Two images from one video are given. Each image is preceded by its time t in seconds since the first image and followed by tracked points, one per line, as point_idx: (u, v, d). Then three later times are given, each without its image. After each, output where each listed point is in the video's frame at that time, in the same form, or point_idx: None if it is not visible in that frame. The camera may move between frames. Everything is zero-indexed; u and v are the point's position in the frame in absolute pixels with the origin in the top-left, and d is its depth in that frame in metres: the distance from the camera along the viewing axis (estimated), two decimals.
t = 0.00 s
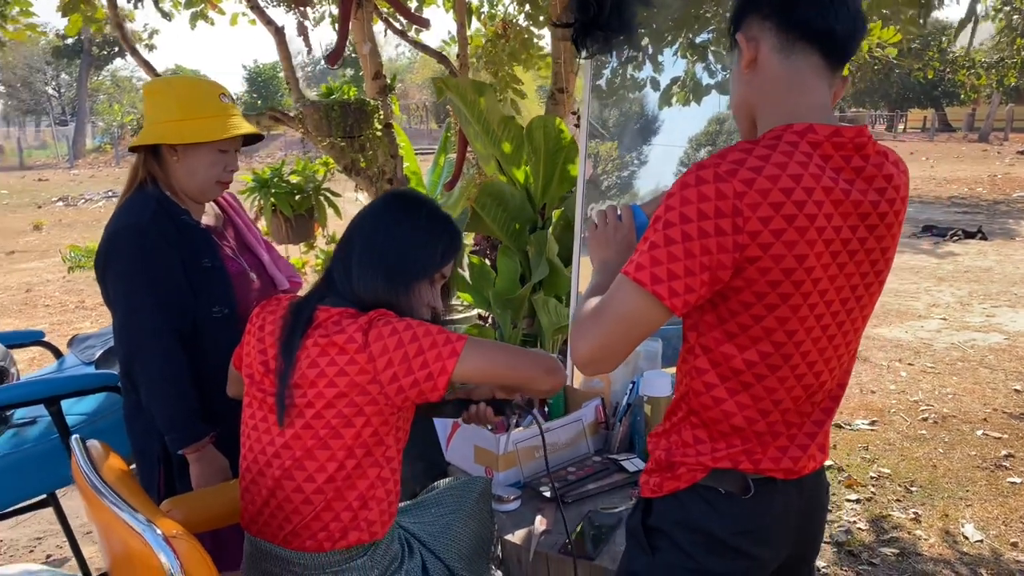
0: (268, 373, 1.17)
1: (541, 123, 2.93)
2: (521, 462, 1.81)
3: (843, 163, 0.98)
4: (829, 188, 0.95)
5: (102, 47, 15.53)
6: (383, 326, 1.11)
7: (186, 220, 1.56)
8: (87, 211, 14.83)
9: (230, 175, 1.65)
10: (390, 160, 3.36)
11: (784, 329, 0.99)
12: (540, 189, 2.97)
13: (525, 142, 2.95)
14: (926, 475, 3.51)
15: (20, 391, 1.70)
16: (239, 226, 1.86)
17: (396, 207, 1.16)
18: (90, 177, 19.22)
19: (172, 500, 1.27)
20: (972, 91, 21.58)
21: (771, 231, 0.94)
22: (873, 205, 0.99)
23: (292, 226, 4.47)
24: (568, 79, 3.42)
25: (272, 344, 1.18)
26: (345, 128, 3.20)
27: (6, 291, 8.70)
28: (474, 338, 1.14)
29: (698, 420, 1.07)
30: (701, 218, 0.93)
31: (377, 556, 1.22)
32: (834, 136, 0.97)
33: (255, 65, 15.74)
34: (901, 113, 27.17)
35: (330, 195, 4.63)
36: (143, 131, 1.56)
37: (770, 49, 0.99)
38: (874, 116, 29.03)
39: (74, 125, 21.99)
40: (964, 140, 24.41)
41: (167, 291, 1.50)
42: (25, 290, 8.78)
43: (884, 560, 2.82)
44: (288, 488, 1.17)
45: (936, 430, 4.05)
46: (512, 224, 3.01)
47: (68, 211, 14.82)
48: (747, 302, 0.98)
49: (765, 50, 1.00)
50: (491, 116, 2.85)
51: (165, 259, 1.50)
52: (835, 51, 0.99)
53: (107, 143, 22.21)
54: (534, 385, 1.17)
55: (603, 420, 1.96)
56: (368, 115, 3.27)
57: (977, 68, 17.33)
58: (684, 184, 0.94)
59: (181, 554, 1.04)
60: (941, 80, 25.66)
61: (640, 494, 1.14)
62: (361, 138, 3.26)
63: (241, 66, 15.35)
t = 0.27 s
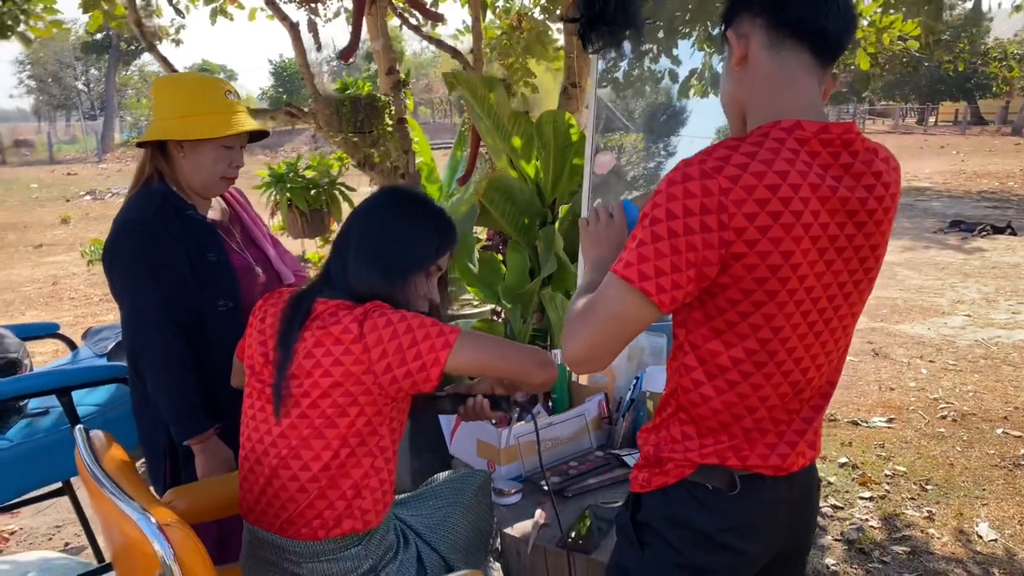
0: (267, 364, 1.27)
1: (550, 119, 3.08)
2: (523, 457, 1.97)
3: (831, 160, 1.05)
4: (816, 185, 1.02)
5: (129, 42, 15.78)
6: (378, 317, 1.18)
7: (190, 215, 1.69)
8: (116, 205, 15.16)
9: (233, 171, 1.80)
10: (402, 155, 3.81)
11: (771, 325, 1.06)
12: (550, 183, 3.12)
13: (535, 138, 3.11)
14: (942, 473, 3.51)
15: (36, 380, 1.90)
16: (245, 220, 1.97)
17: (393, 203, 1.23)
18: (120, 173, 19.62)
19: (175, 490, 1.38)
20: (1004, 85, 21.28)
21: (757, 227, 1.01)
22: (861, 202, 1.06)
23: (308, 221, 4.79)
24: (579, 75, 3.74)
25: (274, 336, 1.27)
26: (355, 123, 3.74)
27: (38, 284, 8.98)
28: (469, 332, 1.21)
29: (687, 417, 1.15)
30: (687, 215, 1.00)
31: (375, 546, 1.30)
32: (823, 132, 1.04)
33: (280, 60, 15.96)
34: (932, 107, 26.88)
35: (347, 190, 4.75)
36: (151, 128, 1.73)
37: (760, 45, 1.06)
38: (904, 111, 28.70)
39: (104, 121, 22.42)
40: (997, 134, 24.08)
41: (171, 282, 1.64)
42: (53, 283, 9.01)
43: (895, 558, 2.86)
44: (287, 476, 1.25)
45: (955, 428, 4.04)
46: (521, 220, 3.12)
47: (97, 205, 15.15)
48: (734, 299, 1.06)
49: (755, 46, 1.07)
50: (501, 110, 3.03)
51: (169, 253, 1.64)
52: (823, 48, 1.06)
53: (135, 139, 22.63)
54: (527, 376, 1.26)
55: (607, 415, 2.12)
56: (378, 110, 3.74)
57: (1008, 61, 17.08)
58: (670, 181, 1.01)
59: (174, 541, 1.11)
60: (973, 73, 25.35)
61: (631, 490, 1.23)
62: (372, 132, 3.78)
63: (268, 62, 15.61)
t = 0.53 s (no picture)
0: (271, 351, 1.39)
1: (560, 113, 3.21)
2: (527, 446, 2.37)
3: (814, 153, 1.12)
4: (797, 178, 1.10)
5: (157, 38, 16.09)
6: (376, 304, 1.30)
7: (200, 210, 1.88)
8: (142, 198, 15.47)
9: (241, 162, 1.98)
10: (417, 150, 3.77)
11: (754, 316, 1.14)
12: (560, 178, 3.22)
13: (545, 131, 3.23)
14: (957, 469, 3.79)
15: (54, 367, 2.18)
16: (255, 213, 2.16)
17: (390, 195, 1.37)
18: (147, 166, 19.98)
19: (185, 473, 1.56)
20: None
21: (738, 221, 1.09)
22: (845, 195, 1.13)
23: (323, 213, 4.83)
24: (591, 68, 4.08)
25: (274, 323, 1.39)
26: (369, 117, 3.80)
27: (67, 275, 9.24)
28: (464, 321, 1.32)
29: (674, 405, 1.24)
30: (670, 207, 1.08)
31: (375, 527, 1.44)
32: (806, 126, 1.11)
33: (307, 55, 16.24)
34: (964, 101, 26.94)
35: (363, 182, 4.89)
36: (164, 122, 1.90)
37: (750, 42, 1.14)
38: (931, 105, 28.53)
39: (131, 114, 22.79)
40: None
41: (184, 272, 1.82)
42: (82, 274, 9.27)
43: (904, 552, 3.07)
44: (294, 457, 1.37)
45: (972, 424, 4.38)
46: (531, 212, 3.19)
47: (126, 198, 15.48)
48: (718, 290, 1.14)
49: (746, 42, 1.14)
50: (511, 105, 3.19)
51: (181, 245, 1.83)
52: (812, 43, 1.13)
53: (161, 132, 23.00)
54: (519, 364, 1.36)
55: (610, 405, 2.58)
56: (391, 104, 3.81)
57: None
58: (655, 173, 1.10)
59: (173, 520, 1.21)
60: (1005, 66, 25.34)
61: (620, 476, 1.32)
62: (386, 127, 3.84)
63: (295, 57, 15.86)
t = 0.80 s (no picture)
0: (271, 336, 1.47)
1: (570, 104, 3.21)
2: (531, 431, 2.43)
3: (807, 136, 1.21)
4: (789, 160, 1.20)
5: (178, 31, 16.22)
6: (377, 288, 1.38)
7: (208, 197, 1.95)
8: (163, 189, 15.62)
9: (249, 153, 2.03)
10: (430, 140, 3.68)
11: (746, 295, 1.24)
12: (569, 169, 3.21)
13: (554, 122, 3.21)
14: (970, 461, 3.79)
15: (67, 352, 2.27)
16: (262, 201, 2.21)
17: (385, 178, 1.44)
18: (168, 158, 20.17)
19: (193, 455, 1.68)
20: None
21: (730, 202, 1.19)
22: (837, 177, 1.23)
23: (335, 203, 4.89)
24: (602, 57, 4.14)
25: (275, 312, 1.47)
26: (381, 108, 3.84)
27: (88, 266, 9.37)
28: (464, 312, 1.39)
29: (668, 389, 1.35)
30: (664, 188, 1.18)
31: (376, 508, 1.52)
32: (799, 109, 1.21)
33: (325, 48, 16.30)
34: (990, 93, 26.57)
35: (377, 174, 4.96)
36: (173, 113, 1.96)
37: (744, 30, 1.25)
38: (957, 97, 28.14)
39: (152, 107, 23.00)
40: None
41: (191, 259, 1.90)
42: (102, 265, 9.40)
43: (913, 543, 3.08)
44: (299, 442, 1.45)
45: (988, 416, 4.37)
46: (540, 201, 3.21)
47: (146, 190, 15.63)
48: (711, 270, 1.24)
49: (740, 30, 1.25)
50: (520, 93, 3.15)
51: (189, 232, 1.90)
52: (802, 29, 1.24)
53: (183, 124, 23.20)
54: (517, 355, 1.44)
55: (615, 393, 2.66)
56: (403, 94, 3.85)
57: None
58: (649, 155, 1.20)
59: (177, 496, 1.30)
60: None
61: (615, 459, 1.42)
62: (400, 117, 3.88)
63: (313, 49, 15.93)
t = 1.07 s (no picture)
0: (279, 332, 1.51)
1: (577, 99, 3.28)
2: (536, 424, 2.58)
3: (807, 131, 1.22)
4: (789, 155, 1.21)
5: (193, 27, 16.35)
6: (387, 299, 1.39)
7: (213, 191, 2.03)
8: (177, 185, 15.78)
9: (253, 148, 2.10)
10: (439, 135, 3.73)
11: (745, 290, 1.25)
12: (577, 164, 3.26)
13: (561, 117, 3.25)
14: (978, 457, 3.82)
15: (78, 345, 2.35)
16: (268, 199, 2.29)
17: (380, 163, 1.45)
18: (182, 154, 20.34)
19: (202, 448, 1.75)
20: None
21: (731, 197, 1.20)
22: (837, 172, 1.24)
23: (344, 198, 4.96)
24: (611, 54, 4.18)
25: (281, 308, 1.51)
26: (391, 104, 3.80)
27: (104, 261, 9.50)
28: (466, 363, 1.39)
29: (667, 382, 1.37)
30: (664, 184, 1.19)
31: (381, 498, 1.55)
32: (798, 105, 1.22)
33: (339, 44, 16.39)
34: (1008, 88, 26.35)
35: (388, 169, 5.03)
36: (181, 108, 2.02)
37: (739, 28, 1.24)
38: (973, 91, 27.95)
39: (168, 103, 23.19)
40: None
41: (199, 253, 1.98)
42: (117, 260, 9.53)
43: (919, 537, 3.12)
44: (306, 436, 1.48)
45: (996, 412, 4.39)
46: (548, 197, 3.22)
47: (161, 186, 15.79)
48: (711, 265, 1.25)
49: (735, 27, 1.24)
50: (528, 89, 3.20)
51: (195, 228, 1.98)
52: (796, 24, 1.24)
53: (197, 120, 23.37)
54: (486, 416, 1.40)
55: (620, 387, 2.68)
56: (413, 90, 3.81)
57: None
58: (649, 152, 1.21)
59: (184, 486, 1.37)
60: None
61: (615, 452, 1.45)
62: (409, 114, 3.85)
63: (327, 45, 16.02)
